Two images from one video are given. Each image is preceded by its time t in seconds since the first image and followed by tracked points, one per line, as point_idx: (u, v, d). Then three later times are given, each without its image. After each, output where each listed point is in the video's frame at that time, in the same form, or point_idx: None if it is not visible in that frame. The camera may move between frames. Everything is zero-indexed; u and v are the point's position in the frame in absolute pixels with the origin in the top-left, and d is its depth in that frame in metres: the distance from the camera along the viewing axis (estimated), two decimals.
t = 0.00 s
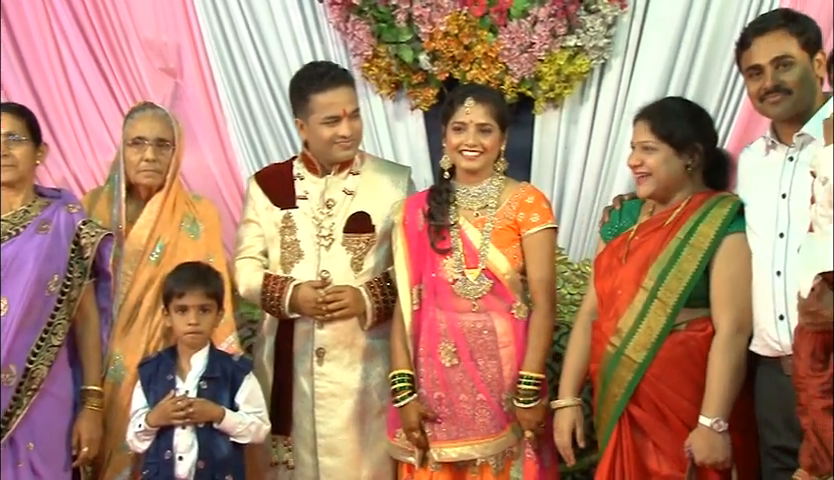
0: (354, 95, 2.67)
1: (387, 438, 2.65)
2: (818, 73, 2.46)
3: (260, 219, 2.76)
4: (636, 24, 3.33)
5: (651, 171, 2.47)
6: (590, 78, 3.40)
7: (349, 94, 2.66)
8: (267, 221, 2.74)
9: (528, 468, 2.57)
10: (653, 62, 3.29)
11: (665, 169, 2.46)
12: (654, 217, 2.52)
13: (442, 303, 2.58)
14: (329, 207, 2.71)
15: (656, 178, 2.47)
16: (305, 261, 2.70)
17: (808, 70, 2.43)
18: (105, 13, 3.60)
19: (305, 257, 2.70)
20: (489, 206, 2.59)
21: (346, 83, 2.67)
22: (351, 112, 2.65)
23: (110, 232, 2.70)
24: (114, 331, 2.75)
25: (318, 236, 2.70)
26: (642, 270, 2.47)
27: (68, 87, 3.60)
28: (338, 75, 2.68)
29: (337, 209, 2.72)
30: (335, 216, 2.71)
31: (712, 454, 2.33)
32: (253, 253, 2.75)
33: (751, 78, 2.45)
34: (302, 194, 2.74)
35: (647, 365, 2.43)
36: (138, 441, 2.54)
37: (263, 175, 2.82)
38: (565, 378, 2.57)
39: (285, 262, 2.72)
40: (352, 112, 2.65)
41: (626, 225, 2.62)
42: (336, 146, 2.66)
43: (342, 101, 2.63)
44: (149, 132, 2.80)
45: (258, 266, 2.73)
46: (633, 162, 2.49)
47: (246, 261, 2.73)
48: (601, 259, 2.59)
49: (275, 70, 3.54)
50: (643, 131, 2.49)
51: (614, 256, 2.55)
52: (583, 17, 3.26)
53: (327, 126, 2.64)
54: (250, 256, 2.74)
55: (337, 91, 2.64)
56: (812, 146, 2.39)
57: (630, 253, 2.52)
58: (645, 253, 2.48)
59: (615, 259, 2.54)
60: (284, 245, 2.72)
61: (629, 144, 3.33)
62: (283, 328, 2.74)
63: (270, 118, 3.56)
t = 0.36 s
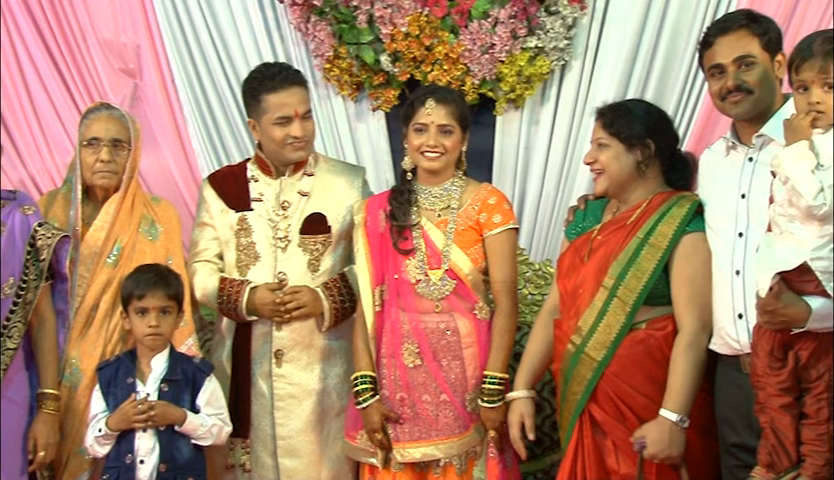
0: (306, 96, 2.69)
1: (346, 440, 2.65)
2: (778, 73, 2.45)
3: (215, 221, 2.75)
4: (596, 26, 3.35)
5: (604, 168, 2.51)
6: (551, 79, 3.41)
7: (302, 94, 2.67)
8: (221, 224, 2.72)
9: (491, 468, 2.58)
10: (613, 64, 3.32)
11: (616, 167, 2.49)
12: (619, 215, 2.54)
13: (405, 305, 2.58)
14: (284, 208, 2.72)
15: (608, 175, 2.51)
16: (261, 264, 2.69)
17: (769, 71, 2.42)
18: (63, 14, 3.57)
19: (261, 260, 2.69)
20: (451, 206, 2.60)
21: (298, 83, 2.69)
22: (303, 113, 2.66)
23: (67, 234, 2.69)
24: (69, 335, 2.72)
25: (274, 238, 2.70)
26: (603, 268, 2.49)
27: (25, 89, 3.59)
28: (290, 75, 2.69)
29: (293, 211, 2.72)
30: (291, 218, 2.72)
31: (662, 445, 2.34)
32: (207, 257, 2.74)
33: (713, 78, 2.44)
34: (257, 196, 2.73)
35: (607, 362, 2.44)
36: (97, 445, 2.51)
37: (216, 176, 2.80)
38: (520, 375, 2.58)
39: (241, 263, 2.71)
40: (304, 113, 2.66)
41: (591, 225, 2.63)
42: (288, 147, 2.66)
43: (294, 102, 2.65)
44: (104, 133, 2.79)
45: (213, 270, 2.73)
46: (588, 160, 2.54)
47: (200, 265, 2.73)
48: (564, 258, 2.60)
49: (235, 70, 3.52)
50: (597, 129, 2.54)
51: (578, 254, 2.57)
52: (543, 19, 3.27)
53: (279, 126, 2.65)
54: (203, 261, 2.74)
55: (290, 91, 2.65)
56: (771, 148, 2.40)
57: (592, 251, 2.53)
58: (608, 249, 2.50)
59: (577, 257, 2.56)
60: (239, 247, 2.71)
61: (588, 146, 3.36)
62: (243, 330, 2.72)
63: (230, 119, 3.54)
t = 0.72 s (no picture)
0: (247, 101, 2.68)
1: (307, 445, 2.63)
2: (735, 79, 2.48)
3: (170, 226, 2.74)
4: (557, 31, 3.37)
5: (564, 170, 2.51)
6: (513, 84, 3.42)
7: (242, 98, 2.67)
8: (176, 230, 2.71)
9: (454, 471, 2.58)
10: (574, 69, 3.34)
11: (576, 170, 2.49)
12: (576, 221, 2.54)
13: (368, 309, 2.58)
14: (240, 213, 2.71)
15: (568, 177, 2.51)
16: (217, 268, 2.68)
17: (726, 77, 2.45)
18: (21, 18, 3.54)
19: (217, 265, 2.68)
20: (415, 210, 2.60)
21: (241, 87, 2.69)
22: (239, 118, 2.66)
23: (27, 239, 2.76)
24: (26, 340, 2.69)
25: (230, 243, 2.69)
26: (565, 274, 2.49)
27: None
28: (232, 80, 2.70)
29: (249, 215, 2.72)
30: (247, 222, 2.71)
31: (583, 420, 2.33)
32: (164, 262, 2.73)
33: (673, 85, 2.45)
34: (212, 201, 2.73)
35: (571, 368, 2.44)
36: (57, 453, 2.48)
37: (172, 182, 2.79)
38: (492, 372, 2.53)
39: (197, 269, 2.69)
40: (241, 118, 2.66)
41: (549, 229, 2.61)
42: (223, 149, 2.67)
43: (229, 106, 2.65)
44: (63, 137, 2.75)
45: (170, 275, 2.71)
46: (548, 161, 2.53)
47: (155, 272, 2.72)
48: (524, 262, 2.59)
49: (195, 73, 3.50)
50: (558, 130, 2.54)
51: (537, 261, 2.55)
52: (504, 23, 3.29)
53: (217, 128, 2.67)
54: (161, 266, 2.73)
55: (229, 94, 2.65)
56: (729, 151, 2.43)
57: (553, 258, 2.53)
58: (569, 254, 2.50)
59: (538, 263, 2.55)
60: (195, 253, 2.70)
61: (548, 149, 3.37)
62: (200, 334, 2.72)
63: (191, 122, 3.52)
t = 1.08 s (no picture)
0: (207, 101, 2.67)
1: (269, 449, 2.63)
2: (693, 86, 2.50)
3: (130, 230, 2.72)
4: (518, 36, 3.39)
5: (545, 175, 2.48)
6: (475, 88, 3.44)
7: (201, 99, 2.66)
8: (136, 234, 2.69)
9: (417, 475, 2.58)
10: (535, 75, 3.36)
11: (559, 175, 2.48)
12: (534, 225, 2.54)
13: (330, 313, 2.57)
14: (200, 218, 2.70)
15: (548, 183, 2.48)
16: (177, 273, 2.67)
17: (685, 83, 2.47)
18: None
19: (177, 270, 2.67)
20: (378, 214, 2.60)
21: (199, 87, 2.67)
22: (198, 118, 2.64)
23: None
24: None
25: (189, 248, 2.68)
26: (524, 278, 2.49)
27: None
28: (192, 80, 2.68)
29: (209, 220, 2.71)
30: (206, 227, 2.70)
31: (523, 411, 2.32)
32: (123, 267, 2.71)
33: (632, 90, 2.47)
34: (171, 206, 2.71)
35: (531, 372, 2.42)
36: (17, 460, 2.45)
37: (131, 185, 2.77)
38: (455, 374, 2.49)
39: (157, 274, 2.68)
40: (200, 118, 2.64)
41: (506, 234, 2.60)
42: (182, 150, 2.66)
43: (187, 106, 2.63)
44: (17, 141, 2.68)
45: (129, 280, 2.69)
46: (527, 166, 2.48)
47: (113, 277, 2.69)
48: (481, 267, 2.57)
49: (155, 76, 3.49)
50: (538, 135, 2.49)
51: (495, 266, 2.54)
52: (466, 28, 3.30)
53: (175, 128, 2.65)
54: (120, 270, 2.71)
55: (188, 95, 2.64)
56: (688, 156, 2.46)
57: (511, 262, 2.52)
58: (527, 259, 2.49)
59: (495, 269, 2.54)
60: (154, 258, 2.69)
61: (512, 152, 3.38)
62: (160, 340, 2.72)
63: (151, 127, 3.51)
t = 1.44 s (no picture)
0: (174, 102, 2.65)
1: (227, 454, 2.62)
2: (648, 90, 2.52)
3: (92, 232, 2.69)
4: (478, 39, 3.40)
5: (518, 183, 2.48)
6: (435, 92, 3.45)
7: (169, 100, 2.64)
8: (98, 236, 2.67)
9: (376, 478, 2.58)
10: (495, 78, 3.37)
11: (529, 183, 2.49)
12: (491, 227, 2.54)
13: (290, 316, 2.56)
14: (163, 220, 2.68)
15: (520, 191, 2.48)
16: (138, 276, 2.65)
17: (640, 87, 2.49)
18: None
19: (139, 273, 2.65)
20: (338, 217, 2.59)
21: (166, 88, 2.66)
22: (166, 118, 2.62)
23: None
24: None
25: (152, 250, 2.65)
26: (479, 282, 2.49)
27: None
28: (159, 81, 2.67)
29: (172, 222, 2.68)
30: (170, 229, 2.68)
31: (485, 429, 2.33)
32: (84, 268, 2.68)
33: (588, 94, 2.49)
34: (135, 207, 2.69)
35: (488, 376, 2.43)
36: None
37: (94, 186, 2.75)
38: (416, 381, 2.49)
39: (119, 276, 2.66)
40: (167, 118, 2.62)
41: (462, 236, 2.59)
42: (149, 151, 2.63)
43: (155, 106, 2.61)
44: None
45: (90, 281, 2.67)
46: (501, 174, 2.47)
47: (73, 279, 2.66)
48: (437, 270, 2.57)
49: (112, 78, 3.46)
50: (513, 143, 2.47)
51: (451, 267, 2.54)
52: (426, 32, 3.30)
53: (143, 129, 2.63)
54: (80, 271, 2.68)
55: (156, 95, 2.62)
56: (643, 161, 2.48)
57: (467, 264, 2.52)
58: (483, 262, 2.50)
59: (451, 270, 2.53)
60: (117, 260, 2.66)
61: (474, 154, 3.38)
62: (120, 343, 2.69)
63: (109, 129, 3.48)
